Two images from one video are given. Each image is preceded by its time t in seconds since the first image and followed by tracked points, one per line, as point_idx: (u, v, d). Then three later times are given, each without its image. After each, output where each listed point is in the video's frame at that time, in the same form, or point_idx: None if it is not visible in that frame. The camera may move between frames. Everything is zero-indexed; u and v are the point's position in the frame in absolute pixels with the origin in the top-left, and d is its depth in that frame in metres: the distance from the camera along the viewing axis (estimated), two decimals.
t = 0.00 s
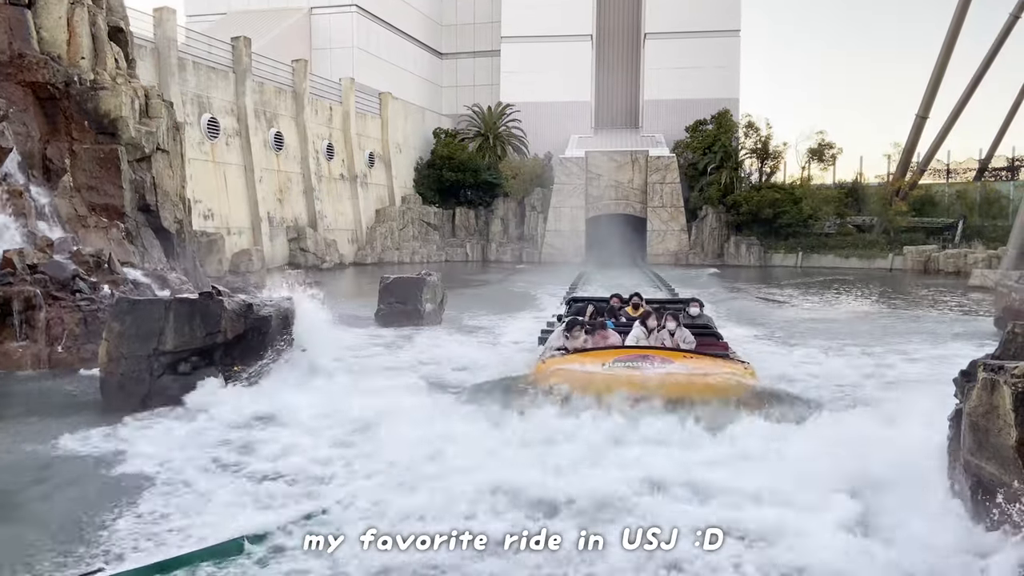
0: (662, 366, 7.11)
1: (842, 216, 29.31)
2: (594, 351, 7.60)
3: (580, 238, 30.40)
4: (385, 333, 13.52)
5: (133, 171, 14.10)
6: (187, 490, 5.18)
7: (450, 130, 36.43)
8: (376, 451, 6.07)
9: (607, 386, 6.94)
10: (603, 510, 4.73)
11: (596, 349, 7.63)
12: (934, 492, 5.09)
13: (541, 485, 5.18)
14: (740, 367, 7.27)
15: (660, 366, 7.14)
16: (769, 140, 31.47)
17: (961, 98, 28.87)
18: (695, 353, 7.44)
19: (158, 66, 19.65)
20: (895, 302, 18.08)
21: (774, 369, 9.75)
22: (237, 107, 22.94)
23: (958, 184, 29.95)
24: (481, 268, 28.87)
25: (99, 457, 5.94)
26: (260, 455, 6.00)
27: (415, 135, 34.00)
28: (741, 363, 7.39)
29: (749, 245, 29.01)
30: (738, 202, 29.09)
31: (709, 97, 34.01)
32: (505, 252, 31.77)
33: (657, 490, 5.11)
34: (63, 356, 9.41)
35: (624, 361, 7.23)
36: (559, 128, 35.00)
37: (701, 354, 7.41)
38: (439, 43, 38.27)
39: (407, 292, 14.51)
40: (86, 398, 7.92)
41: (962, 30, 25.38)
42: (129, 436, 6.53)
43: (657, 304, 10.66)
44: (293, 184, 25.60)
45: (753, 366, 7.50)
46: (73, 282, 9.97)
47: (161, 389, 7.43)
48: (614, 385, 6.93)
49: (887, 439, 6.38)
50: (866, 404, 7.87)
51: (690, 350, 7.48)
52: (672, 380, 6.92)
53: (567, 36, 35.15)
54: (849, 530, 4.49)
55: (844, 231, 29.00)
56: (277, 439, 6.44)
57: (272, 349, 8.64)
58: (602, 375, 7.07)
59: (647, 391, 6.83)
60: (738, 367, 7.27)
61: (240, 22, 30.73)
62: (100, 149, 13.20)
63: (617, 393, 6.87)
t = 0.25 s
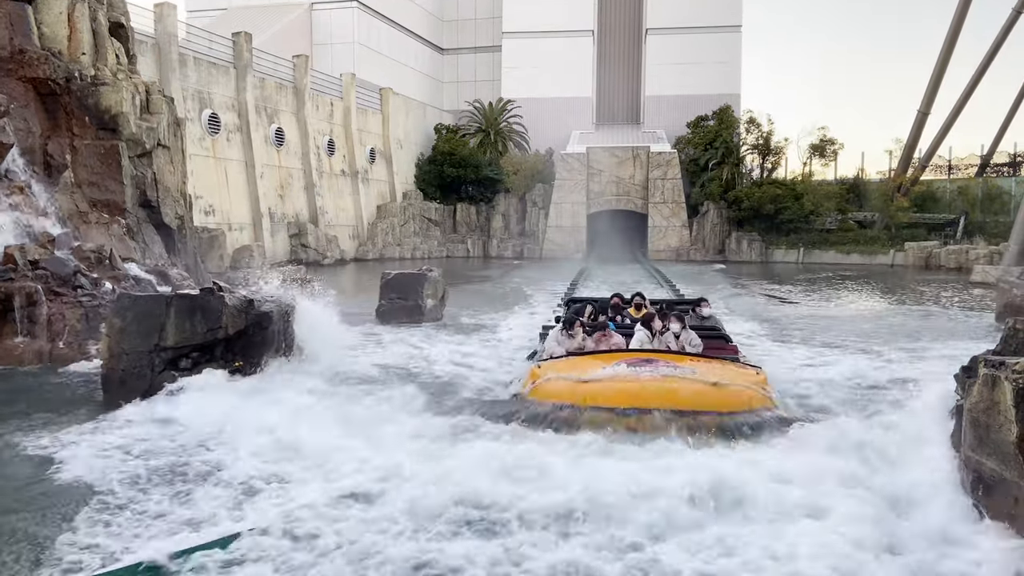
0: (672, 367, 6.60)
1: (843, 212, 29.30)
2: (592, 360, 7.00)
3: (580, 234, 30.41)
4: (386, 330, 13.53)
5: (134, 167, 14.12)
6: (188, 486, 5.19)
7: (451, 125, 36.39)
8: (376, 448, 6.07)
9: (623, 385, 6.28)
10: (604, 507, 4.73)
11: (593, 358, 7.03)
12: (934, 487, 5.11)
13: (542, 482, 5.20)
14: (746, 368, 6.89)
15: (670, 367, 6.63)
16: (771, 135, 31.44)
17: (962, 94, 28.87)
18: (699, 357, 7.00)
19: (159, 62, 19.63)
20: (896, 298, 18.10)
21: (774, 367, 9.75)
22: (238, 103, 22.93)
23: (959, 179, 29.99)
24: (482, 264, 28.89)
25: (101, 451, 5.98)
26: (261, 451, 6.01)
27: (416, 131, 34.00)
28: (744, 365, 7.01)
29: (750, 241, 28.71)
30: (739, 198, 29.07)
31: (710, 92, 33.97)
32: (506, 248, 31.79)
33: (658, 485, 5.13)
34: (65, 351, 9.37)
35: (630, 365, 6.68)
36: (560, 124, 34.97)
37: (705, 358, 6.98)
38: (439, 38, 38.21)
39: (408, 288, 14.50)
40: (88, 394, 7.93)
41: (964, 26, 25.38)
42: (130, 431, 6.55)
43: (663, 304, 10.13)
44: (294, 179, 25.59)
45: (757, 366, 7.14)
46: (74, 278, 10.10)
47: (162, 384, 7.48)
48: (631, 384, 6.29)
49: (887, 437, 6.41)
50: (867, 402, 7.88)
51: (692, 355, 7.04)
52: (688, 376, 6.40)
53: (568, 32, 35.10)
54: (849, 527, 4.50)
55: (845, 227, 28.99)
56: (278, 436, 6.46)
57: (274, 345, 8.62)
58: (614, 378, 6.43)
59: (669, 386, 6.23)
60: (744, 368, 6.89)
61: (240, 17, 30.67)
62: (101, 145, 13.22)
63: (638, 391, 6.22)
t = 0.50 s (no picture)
0: (676, 374, 6.09)
1: (848, 206, 29.23)
2: (589, 364, 6.49)
3: (584, 228, 30.37)
4: (389, 324, 13.51)
5: (138, 161, 14.13)
6: (187, 480, 5.17)
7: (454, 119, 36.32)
8: (377, 443, 6.04)
9: (621, 394, 5.80)
10: (603, 500, 4.70)
11: (592, 361, 6.54)
12: (939, 478, 5.13)
13: (546, 474, 5.23)
14: (758, 376, 6.35)
15: (675, 374, 6.11)
16: (775, 129, 31.35)
17: (969, 87, 28.75)
18: (707, 362, 6.47)
19: (162, 56, 19.60)
20: (901, 292, 18.07)
21: (778, 361, 9.69)
22: (241, 97, 22.92)
23: (965, 173, 29.91)
24: (486, 258, 28.88)
25: (107, 443, 6.01)
26: (261, 446, 5.99)
27: (420, 125, 33.94)
28: (757, 371, 6.48)
29: (754, 235, 28.86)
30: (743, 192, 29.00)
31: (714, 86, 33.86)
32: (509, 243, 31.79)
33: (664, 477, 5.15)
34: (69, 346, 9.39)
35: (630, 371, 6.17)
36: (564, 117, 34.87)
37: (714, 363, 6.45)
38: (443, 32, 38.10)
39: (411, 283, 14.45)
40: (92, 382, 7.92)
41: (970, 19, 25.25)
42: (130, 424, 6.53)
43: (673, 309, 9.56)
44: (297, 173, 25.59)
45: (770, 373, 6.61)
46: (78, 272, 9.99)
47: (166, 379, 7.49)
48: (629, 392, 5.80)
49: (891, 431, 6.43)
50: (871, 398, 7.81)
51: (700, 359, 6.52)
52: (692, 385, 5.90)
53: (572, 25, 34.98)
54: (852, 522, 4.46)
55: (850, 221, 28.89)
56: (279, 430, 6.43)
57: (280, 340, 8.41)
58: (611, 385, 5.94)
59: (670, 397, 5.73)
60: (756, 375, 6.36)
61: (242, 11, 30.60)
62: (105, 139, 13.22)
63: (636, 401, 5.73)
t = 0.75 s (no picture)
0: (685, 383, 5.32)
1: (855, 199, 29.13)
2: (592, 376, 5.72)
3: (589, 221, 30.35)
4: (394, 318, 13.49)
5: (144, 154, 14.16)
6: (188, 471, 5.17)
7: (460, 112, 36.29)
8: (382, 433, 6.09)
9: (625, 404, 4.98)
10: (604, 489, 4.68)
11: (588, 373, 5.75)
12: (944, 470, 5.12)
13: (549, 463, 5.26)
14: (775, 387, 5.60)
15: (683, 384, 5.34)
16: (782, 122, 31.24)
17: (978, 79, 28.58)
18: (717, 372, 5.71)
19: (168, 49, 19.60)
20: (907, 285, 18.03)
21: (782, 355, 9.65)
22: (247, 90, 22.93)
23: (972, 166, 29.78)
24: (491, 251, 28.90)
25: (114, 431, 6.07)
26: (262, 438, 5.97)
27: (425, 118, 33.92)
28: (772, 381, 5.74)
29: (760, 228, 28.82)
30: (750, 185, 28.91)
31: (720, 79, 33.73)
32: (515, 236, 31.79)
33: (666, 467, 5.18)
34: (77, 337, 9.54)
35: (632, 381, 5.40)
36: (569, 110, 34.78)
37: (724, 373, 5.71)
38: (448, 24, 38.00)
39: (416, 276, 14.42)
40: (98, 376, 8.00)
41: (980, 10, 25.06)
42: (133, 415, 6.54)
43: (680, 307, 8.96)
44: (303, 167, 25.61)
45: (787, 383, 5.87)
46: (85, 265, 10.01)
47: (172, 369, 7.62)
48: (635, 401, 4.98)
49: (897, 424, 6.43)
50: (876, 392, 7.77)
51: (710, 368, 5.75)
52: (704, 394, 5.12)
53: (578, 18, 34.85)
54: (855, 515, 4.44)
55: (857, 214, 28.79)
56: (281, 422, 6.43)
57: (284, 334, 8.13)
58: (612, 395, 5.14)
59: (682, 406, 4.92)
60: (773, 386, 5.61)
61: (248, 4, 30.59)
62: (111, 132, 13.32)
63: (644, 411, 4.91)
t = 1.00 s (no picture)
0: (697, 394, 5.06)
1: (865, 192, 28.99)
2: (602, 380, 5.43)
3: (597, 214, 30.35)
4: (402, 312, 13.56)
5: (154, 146, 14.28)
6: (194, 463, 5.26)
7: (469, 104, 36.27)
8: (391, 427, 6.17)
9: (632, 422, 4.75)
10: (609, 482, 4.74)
11: (597, 378, 5.50)
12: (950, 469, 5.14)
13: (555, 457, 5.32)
14: (795, 395, 5.31)
15: (696, 394, 5.08)
16: (792, 114, 31.08)
17: (990, 70, 28.33)
18: (733, 378, 5.43)
19: (177, 41, 19.70)
20: (917, 278, 17.96)
21: (790, 349, 9.65)
22: (256, 82, 23.00)
23: (985, 158, 29.57)
24: (499, 244, 28.94)
25: (126, 423, 6.19)
26: (268, 429, 6.06)
27: (434, 110, 33.93)
28: (792, 387, 5.45)
29: (769, 220, 28.75)
30: (759, 177, 28.81)
31: (730, 70, 33.57)
32: (523, 229, 31.82)
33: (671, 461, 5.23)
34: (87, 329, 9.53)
35: (642, 391, 5.14)
36: (578, 102, 34.73)
37: (740, 379, 5.43)
38: (457, 16, 37.94)
39: (424, 268, 14.48)
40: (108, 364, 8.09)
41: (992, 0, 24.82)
42: (142, 407, 6.66)
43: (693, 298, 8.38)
44: (312, 159, 25.68)
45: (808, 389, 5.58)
46: (96, 257, 10.18)
47: (182, 361, 7.70)
48: (641, 419, 4.75)
49: (905, 423, 6.44)
50: (883, 386, 7.78)
51: (725, 376, 5.43)
52: (718, 408, 4.86)
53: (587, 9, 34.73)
54: (859, 511, 4.47)
55: (867, 206, 28.65)
56: (287, 413, 6.52)
57: (293, 326, 8.17)
58: (619, 409, 4.90)
59: (693, 423, 4.69)
60: (793, 395, 5.31)
61: None
62: (122, 124, 13.40)
63: (652, 429, 4.68)
